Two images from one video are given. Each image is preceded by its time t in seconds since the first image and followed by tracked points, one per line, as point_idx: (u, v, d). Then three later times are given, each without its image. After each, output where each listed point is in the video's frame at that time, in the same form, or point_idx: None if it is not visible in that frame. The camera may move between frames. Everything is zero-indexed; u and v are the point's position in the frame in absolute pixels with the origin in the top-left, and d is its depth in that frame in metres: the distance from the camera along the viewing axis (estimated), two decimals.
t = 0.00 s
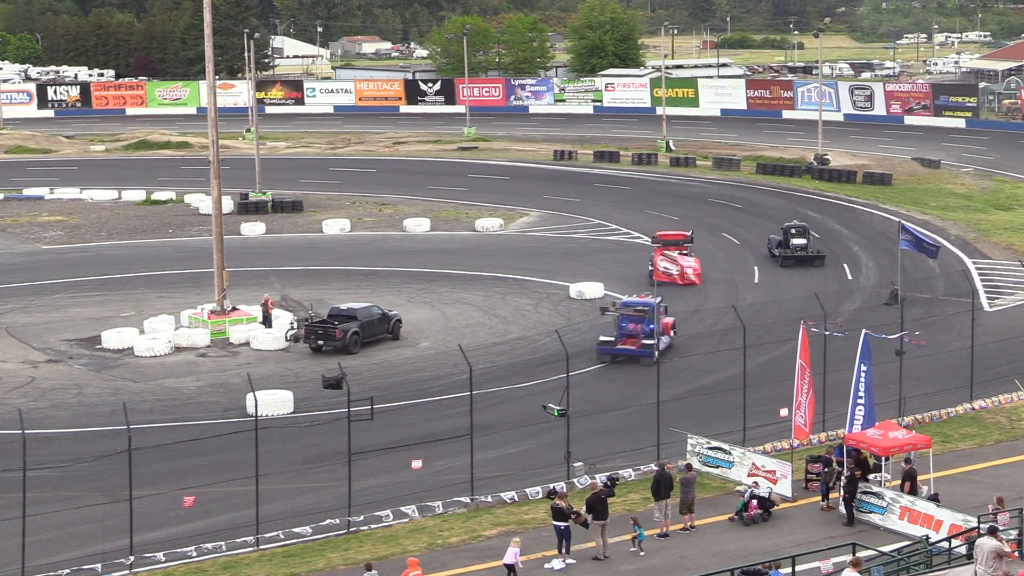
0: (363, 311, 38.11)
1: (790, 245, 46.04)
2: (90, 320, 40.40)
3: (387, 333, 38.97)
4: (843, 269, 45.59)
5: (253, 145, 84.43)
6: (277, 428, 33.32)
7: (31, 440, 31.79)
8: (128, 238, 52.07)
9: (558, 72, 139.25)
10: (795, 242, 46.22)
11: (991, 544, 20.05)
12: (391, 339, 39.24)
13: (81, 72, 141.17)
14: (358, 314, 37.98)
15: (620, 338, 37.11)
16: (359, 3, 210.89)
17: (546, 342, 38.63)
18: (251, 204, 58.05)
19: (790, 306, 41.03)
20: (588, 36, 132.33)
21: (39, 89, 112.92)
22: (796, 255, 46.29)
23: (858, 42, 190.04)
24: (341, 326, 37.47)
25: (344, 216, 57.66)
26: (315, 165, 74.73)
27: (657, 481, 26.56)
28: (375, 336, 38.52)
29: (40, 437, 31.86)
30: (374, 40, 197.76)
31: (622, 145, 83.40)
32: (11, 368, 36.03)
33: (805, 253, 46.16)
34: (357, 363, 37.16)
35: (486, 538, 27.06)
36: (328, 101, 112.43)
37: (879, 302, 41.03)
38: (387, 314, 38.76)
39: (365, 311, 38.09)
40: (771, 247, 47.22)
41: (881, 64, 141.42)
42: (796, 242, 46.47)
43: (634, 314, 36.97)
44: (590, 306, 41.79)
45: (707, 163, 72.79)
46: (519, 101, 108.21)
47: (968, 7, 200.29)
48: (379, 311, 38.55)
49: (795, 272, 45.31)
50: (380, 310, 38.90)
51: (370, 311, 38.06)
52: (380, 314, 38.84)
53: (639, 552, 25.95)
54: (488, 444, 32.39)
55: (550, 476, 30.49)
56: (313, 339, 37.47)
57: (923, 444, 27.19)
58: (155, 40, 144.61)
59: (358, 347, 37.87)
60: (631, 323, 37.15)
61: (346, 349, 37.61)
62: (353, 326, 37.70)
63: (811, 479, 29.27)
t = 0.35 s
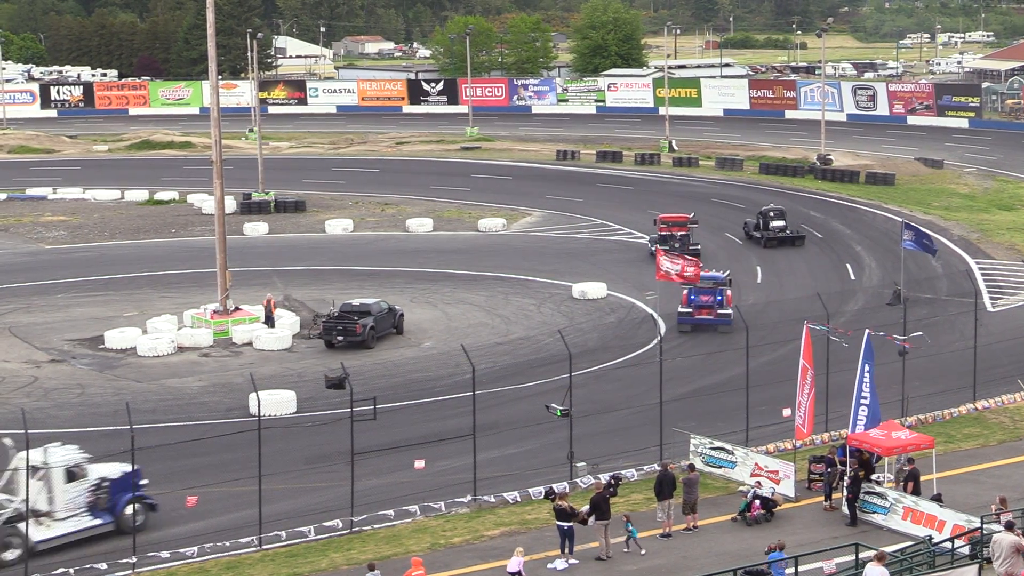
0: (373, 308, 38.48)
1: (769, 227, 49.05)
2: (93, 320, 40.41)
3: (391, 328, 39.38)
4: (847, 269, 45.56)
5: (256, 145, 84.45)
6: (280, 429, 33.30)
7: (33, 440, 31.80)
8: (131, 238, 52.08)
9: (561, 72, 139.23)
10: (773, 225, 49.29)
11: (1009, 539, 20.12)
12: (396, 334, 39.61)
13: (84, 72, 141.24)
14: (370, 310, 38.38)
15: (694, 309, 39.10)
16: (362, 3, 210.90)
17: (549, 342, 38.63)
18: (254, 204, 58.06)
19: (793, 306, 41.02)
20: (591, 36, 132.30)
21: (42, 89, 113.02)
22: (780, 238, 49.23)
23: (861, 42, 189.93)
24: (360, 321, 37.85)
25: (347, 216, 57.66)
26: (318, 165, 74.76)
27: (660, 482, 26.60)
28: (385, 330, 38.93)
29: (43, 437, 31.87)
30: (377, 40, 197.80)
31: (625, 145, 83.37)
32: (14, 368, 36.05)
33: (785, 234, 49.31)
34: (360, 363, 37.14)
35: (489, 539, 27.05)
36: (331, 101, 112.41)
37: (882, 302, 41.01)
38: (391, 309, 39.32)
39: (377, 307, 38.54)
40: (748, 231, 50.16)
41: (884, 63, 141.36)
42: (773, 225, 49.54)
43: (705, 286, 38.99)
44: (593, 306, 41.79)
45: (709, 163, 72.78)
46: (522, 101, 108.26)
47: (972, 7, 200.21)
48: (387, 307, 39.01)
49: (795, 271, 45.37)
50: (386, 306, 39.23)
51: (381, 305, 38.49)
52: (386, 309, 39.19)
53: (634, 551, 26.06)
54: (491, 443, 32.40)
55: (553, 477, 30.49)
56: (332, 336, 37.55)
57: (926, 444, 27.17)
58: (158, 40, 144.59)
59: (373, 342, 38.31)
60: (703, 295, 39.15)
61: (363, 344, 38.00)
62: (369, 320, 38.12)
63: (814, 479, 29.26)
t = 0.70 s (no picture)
0: (383, 303, 38.82)
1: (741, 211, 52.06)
2: (96, 320, 40.44)
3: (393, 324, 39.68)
4: (849, 269, 45.63)
5: (259, 145, 84.51)
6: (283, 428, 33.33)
7: (38, 441, 31.86)
8: (135, 238, 52.11)
9: (565, 72, 139.23)
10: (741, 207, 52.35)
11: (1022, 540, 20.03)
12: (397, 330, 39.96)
13: (88, 72, 141.33)
14: (381, 306, 38.74)
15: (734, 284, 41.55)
16: (365, 4, 210.89)
17: (552, 342, 38.64)
18: (257, 204, 58.10)
19: (796, 306, 41.05)
20: (595, 36, 132.34)
21: (46, 90, 113.09)
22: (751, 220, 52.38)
23: (865, 42, 189.92)
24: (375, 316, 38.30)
25: (351, 215, 57.66)
26: (321, 165, 74.78)
27: (663, 482, 26.61)
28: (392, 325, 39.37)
29: (47, 438, 31.93)
30: (380, 41, 197.93)
31: (628, 145, 83.35)
32: (17, 367, 36.10)
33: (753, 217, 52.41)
34: (363, 362, 37.16)
35: (492, 538, 27.07)
36: (334, 101, 112.40)
37: (885, 302, 41.01)
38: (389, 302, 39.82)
39: (386, 302, 38.98)
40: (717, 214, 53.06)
41: (887, 64, 141.33)
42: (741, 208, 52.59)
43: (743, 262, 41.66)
44: (597, 306, 41.81)
45: (713, 163, 72.81)
46: (525, 101, 108.31)
47: (975, 7, 200.15)
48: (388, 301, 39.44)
49: (800, 271, 45.39)
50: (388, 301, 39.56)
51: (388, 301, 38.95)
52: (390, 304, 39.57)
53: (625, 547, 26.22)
54: (494, 443, 32.42)
55: (557, 476, 30.52)
56: (356, 334, 37.82)
57: (929, 444, 27.17)
58: (162, 41, 144.64)
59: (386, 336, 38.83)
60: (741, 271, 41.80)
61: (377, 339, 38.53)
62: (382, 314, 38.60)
63: (817, 479, 29.27)
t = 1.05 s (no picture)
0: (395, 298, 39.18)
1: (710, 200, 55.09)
2: (110, 319, 40.52)
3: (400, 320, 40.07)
4: (863, 269, 45.54)
5: (273, 144, 84.61)
6: (296, 428, 33.37)
7: (51, 440, 31.95)
8: (149, 238, 52.20)
9: (578, 72, 139.11)
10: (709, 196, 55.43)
11: None
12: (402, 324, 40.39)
13: (102, 72, 141.66)
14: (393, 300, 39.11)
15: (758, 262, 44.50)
16: (379, 3, 210.92)
17: (565, 342, 38.64)
18: (271, 204, 58.17)
19: (809, 306, 41.02)
20: (608, 36, 132.27)
21: (60, 89, 113.41)
22: (720, 208, 55.52)
23: (880, 42, 189.49)
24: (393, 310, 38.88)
25: (364, 215, 57.70)
26: (335, 165, 74.83)
27: (676, 482, 26.63)
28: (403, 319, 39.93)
29: (60, 437, 32.02)
30: (393, 41, 198.08)
31: (641, 146, 83.27)
32: (32, 366, 36.21)
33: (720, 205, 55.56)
34: (376, 362, 37.18)
35: (504, 538, 27.08)
36: (347, 101, 112.48)
37: (900, 302, 40.91)
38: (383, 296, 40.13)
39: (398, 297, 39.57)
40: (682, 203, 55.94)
41: (901, 64, 141.02)
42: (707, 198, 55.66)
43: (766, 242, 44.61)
44: (610, 306, 41.80)
45: (727, 163, 72.73)
46: (538, 101, 108.27)
47: (990, 7, 199.66)
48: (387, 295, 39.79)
49: (814, 272, 45.37)
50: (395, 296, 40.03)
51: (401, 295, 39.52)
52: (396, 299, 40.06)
53: (635, 548, 26.23)
54: (507, 443, 32.46)
55: (569, 476, 30.53)
56: (387, 329, 38.41)
57: (943, 445, 27.13)
58: (176, 40, 144.86)
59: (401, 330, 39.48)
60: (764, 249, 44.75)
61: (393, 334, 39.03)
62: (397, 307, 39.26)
63: (831, 480, 29.22)
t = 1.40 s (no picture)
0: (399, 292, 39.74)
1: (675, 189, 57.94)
2: (128, 318, 40.59)
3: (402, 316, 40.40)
4: (881, 270, 45.38)
5: (289, 144, 84.72)
6: (313, 427, 33.38)
7: (68, 438, 32.02)
8: (167, 237, 52.31)
9: (594, 72, 139.03)
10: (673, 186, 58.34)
11: None
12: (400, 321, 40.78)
13: (121, 72, 142.08)
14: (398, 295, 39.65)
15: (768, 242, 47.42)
16: (395, 3, 211.06)
17: (581, 342, 38.59)
18: (287, 203, 58.29)
19: (826, 306, 40.96)
20: (625, 35, 132.18)
21: (78, 89, 114.01)
22: (684, 198, 58.43)
23: (898, 42, 188.96)
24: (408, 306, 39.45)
25: (381, 215, 57.73)
26: (351, 165, 74.91)
27: (692, 482, 26.61)
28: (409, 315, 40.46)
29: (77, 436, 32.08)
30: (411, 40, 198.34)
31: (658, 145, 83.18)
32: (48, 365, 36.29)
33: (683, 195, 58.41)
34: (391, 361, 37.16)
35: (520, 538, 27.06)
36: (364, 101, 112.63)
37: (917, 303, 40.78)
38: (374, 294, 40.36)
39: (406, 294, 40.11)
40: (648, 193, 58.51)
41: (919, 64, 140.67)
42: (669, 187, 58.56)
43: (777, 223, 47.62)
44: (625, 306, 41.74)
45: (743, 163, 72.63)
46: (555, 101, 108.34)
47: (1008, 8, 199.08)
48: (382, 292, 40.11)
49: (830, 272, 45.31)
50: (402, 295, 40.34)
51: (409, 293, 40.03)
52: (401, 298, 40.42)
53: (652, 547, 26.23)
54: (522, 443, 32.43)
55: (585, 476, 30.50)
56: (410, 323, 38.91)
57: (961, 445, 27.04)
58: (193, 40, 145.28)
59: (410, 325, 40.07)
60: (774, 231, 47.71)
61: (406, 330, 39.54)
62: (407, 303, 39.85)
63: (847, 481, 29.14)
